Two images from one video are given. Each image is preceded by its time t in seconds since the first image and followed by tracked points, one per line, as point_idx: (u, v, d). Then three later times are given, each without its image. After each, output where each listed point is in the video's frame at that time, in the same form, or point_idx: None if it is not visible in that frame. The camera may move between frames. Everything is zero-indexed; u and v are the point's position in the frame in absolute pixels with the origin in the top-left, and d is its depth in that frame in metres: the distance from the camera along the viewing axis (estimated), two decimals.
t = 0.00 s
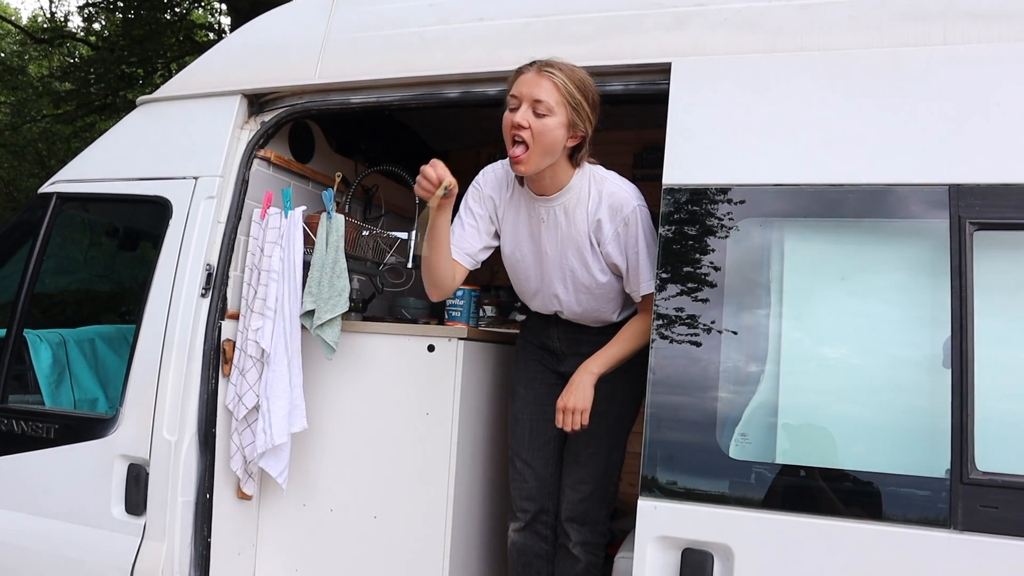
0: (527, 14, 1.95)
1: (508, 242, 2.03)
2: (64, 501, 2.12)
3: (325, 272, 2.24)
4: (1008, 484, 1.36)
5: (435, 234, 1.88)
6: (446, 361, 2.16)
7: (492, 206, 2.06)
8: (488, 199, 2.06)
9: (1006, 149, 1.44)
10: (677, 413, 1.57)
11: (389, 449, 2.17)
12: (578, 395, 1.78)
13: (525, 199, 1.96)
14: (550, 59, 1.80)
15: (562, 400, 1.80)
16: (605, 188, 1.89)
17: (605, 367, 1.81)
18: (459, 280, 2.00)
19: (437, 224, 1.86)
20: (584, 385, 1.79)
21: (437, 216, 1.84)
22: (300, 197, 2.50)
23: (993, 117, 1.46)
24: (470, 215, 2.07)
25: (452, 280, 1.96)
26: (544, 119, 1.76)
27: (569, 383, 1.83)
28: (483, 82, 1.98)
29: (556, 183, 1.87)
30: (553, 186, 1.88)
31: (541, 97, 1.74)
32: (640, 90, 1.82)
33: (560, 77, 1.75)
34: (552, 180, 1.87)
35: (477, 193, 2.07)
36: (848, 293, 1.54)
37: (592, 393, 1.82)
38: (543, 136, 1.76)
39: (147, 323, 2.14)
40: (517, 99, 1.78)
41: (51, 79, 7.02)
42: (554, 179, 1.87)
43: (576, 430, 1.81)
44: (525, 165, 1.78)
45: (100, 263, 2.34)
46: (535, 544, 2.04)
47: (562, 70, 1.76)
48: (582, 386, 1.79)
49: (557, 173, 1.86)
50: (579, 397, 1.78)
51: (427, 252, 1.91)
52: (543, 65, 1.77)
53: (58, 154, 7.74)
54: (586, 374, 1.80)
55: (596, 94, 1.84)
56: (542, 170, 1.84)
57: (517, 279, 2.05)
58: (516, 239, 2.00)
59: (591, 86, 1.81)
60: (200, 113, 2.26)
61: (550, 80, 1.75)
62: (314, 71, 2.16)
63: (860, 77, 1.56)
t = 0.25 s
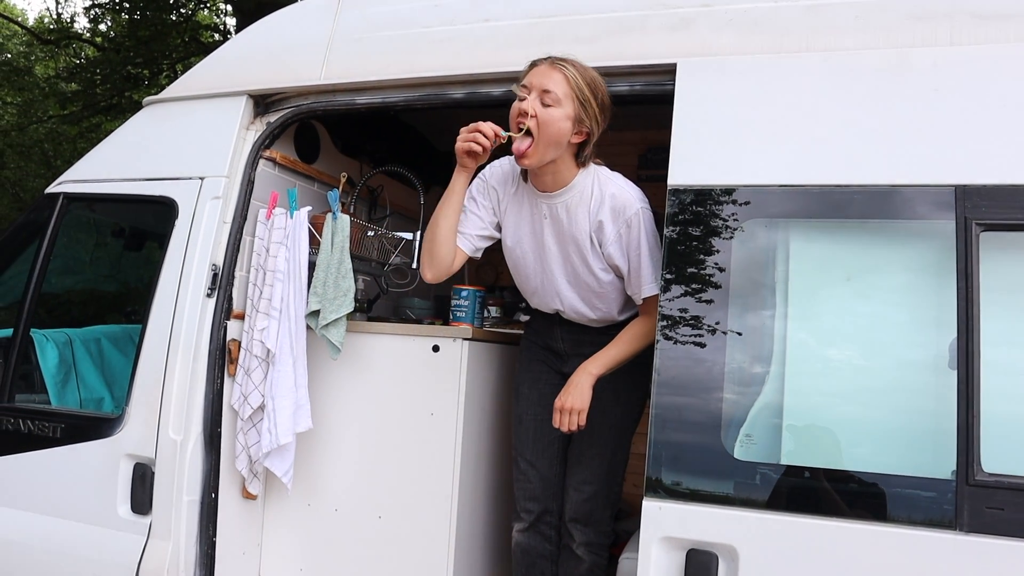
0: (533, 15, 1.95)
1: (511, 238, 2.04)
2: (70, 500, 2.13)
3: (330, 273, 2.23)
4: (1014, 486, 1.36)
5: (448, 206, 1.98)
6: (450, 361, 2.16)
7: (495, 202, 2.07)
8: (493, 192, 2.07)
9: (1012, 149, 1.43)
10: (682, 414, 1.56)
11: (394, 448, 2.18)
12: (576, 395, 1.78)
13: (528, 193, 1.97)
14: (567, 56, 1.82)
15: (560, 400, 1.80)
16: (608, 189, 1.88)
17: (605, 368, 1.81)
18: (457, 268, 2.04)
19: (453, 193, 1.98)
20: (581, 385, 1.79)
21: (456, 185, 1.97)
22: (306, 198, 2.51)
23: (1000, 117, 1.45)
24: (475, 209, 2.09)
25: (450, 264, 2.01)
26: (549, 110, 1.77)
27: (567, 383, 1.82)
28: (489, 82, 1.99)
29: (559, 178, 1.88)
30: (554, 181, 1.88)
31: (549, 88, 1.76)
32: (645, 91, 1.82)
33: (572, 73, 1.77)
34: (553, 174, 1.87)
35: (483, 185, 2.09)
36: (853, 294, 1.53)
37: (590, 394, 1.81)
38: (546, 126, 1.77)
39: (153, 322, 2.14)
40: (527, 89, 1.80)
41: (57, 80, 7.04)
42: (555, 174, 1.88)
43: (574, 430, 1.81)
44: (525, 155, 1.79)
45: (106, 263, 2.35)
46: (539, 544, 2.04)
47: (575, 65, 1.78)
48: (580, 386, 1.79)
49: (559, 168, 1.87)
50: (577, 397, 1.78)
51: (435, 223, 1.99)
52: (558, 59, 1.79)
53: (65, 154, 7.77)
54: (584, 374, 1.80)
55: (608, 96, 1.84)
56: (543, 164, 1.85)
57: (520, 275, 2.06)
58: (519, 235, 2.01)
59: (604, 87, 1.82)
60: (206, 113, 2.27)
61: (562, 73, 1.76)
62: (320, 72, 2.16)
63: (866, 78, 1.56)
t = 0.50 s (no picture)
0: (535, 16, 1.96)
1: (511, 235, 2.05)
2: (70, 499, 2.13)
3: (331, 273, 2.23)
4: (1014, 488, 1.36)
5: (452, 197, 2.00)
6: (451, 361, 2.16)
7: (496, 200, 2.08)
8: (495, 188, 2.08)
9: (1014, 153, 1.44)
10: (683, 415, 1.57)
11: (394, 448, 2.18)
12: (571, 395, 1.78)
13: (529, 189, 1.98)
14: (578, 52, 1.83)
15: (555, 400, 1.79)
16: (608, 187, 1.88)
17: (601, 368, 1.81)
18: (457, 264, 2.04)
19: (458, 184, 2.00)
20: (577, 385, 1.78)
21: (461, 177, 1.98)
22: (308, 197, 2.51)
23: (1002, 121, 1.46)
24: (476, 204, 2.09)
25: (450, 257, 2.01)
26: (550, 101, 1.79)
27: (563, 383, 1.82)
28: (491, 83, 1.99)
29: (558, 171, 1.89)
30: (552, 174, 1.90)
31: (554, 80, 1.77)
32: (648, 92, 1.82)
33: (579, 68, 1.78)
34: (551, 166, 1.89)
35: (485, 181, 2.10)
36: (854, 297, 1.54)
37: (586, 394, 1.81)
38: (545, 117, 1.79)
39: (154, 321, 2.14)
40: (533, 80, 1.82)
41: (57, 78, 7.03)
42: (553, 167, 1.89)
43: (569, 430, 1.80)
44: (522, 144, 1.82)
45: (105, 261, 2.36)
46: (539, 545, 2.05)
47: (583, 61, 1.79)
48: (576, 386, 1.78)
49: (557, 161, 1.88)
50: (572, 396, 1.78)
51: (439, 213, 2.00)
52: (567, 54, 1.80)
53: (64, 153, 7.76)
54: (580, 374, 1.79)
55: (615, 96, 1.84)
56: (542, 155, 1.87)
57: (519, 272, 2.07)
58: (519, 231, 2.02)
59: (611, 86, 1.83)
60: (208, 112, 2.27)
61: (568, 67, 1.77)
62: (322, 71, 2.16)
63: (868, 81, 1.56)
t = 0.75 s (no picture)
0: (541, 17, 1.96)
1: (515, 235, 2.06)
2: (71, 495, 2.13)
3: (335, 272, 2.25)
4: (1016, 492, 1.36)
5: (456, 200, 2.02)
6: (454, 361, 2.17)
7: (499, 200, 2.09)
8: (498, 188, 2.08)
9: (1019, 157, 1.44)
10: (686, 416, 1.57)
11: (397, 447, 2.18)
12: (574, 395, 1.79)
13: (532, 188, 1.99)
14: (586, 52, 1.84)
15: (558, 400, 1.81)
16: (610, 187, 1.88)
17: (604, 369, 1.82)
18: (463, 265, 2.04)
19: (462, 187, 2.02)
20: (580, 385, 1.80)
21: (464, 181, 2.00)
22: (311, 196, 2.51)
23: (1007, 125, 1.46)
24: (479, 203, 2.10)
25: (456, 258, 2.01)
26: (553, 98, 1.80)
27: (566, 384, 1.83)
28: (496, 83, 1.99)
29: (557, 167, 1.90)
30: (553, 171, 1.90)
31: (558, 78, 1.79)
32: (653, 94, 1.83)
33: (585, 68, 1.79)
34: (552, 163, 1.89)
35: (488, 180, 2.11)
36: (858, 299, 1.54)
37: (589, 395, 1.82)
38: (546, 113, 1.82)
39: (157, 319, 2.14)
40: (539, 76, 1.84)
41: (60, 76, 7.03)
42: (552, 163, 1.90)
43: (573, 431, 1.81)
44: (522, 138, 1.85)
45: (106, 258, 2.39)
46: (541, 545, 2.04)
47: (589, 61, 1.79)
48: (579, 386, 1.80)
49: (558, 158, 1.89)
50: (575, 397, 1.79)
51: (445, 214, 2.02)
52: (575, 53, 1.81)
53: (66, 151, 7.77)
54: (583, 375, 1.80)
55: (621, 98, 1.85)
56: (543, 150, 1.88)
57: (521, 270, 2.07)
58: (521, 231, 2.03)
59: (617, 88, 1.83)
60: (213, 111, 2.27)
61: (573, 66, 1.78)
62: (327, 71, 2.17)
63: (873, 84, 1.57)
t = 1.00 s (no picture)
0: (548, 13, 1.95)
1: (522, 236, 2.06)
2: (74, 488, 2.14)
3: (339, 267, 2.25)
4: (1019, 493, 1.36)
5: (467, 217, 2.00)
6: (457, 357, 2.17)
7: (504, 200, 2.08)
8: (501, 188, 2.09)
9: None
10: (690, 414, 1.57)
11: (399, 443, 2.18)
12: (579, 391, 1.79)
13: (536, 187, 1.99)
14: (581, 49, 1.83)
15: (563, 396, 1.80)
16: (615, 184, 1.89)
17: (609, 365, 1.81)
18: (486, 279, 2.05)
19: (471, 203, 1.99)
20: (585, 381, 1.80)
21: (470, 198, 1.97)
22: (316, 191, 2.51)
23: (1015, 126, 1.45)
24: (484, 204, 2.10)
25: (479, 276, 2.02)
26: (555, 99, 1.79)
27: (571, 380, 1.83)
28: (502, 79, 1.99)
29: (564, 167, 1.89)
30: (561, 171, 1.90)
31: (557, 79, 1.78)
32: (659, 91, 1.82)
33: (582, 65, 1.78)
34: (560, 164, 1.89)
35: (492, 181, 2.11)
36: (863, 299, 1.53)
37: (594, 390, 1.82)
38: (551, 114, 1.80)
39: (161, 312, 2.15)
40: (536, 79, 1.83)
41: (64, 69, 7.02)
42: (560, 164, 1.89)
43: (578, 427, 1.81)
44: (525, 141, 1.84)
45: (111, 253, 2.34)
46: (542, 542, 2.04)
47: (586, 57, 1.79)
48: (584, 382, 1.79)
49: (567, 158, 1.88)
50: (580, 393, 1.79)
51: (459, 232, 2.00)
52: (569, 50, 1.80)
53: (69, 144, 7.77)
54: (588, 371, 1.80)
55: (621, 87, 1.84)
56: (550, 152, 1.87)
57: (528, 270, 2.07)
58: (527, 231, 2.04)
59: (616, 78, 1.83)
60: (219, 105, 2.27)
61: (571, 65, 1.78)
62: (333, 66, 2.16)
63: (880, 83, 1.56)
